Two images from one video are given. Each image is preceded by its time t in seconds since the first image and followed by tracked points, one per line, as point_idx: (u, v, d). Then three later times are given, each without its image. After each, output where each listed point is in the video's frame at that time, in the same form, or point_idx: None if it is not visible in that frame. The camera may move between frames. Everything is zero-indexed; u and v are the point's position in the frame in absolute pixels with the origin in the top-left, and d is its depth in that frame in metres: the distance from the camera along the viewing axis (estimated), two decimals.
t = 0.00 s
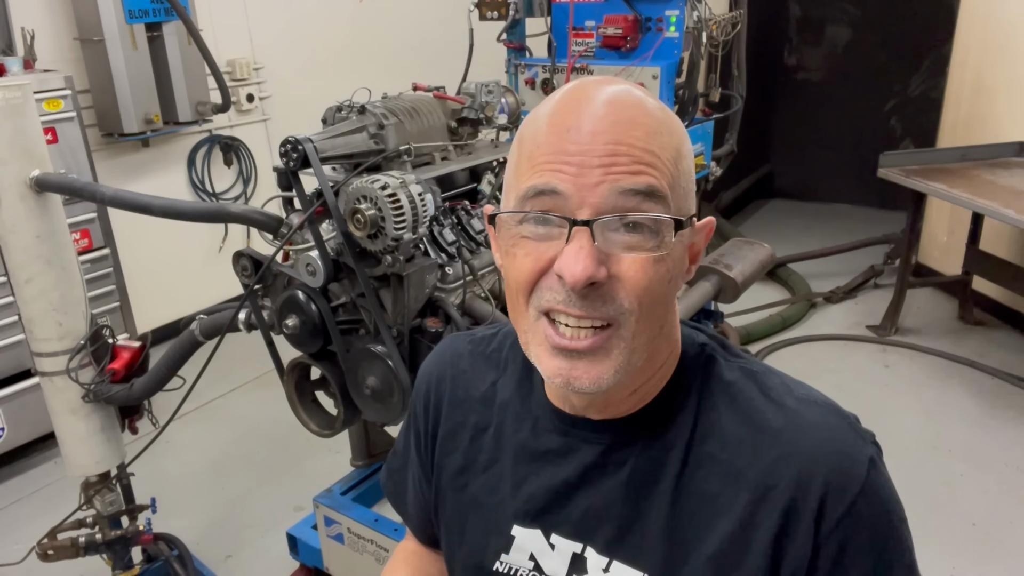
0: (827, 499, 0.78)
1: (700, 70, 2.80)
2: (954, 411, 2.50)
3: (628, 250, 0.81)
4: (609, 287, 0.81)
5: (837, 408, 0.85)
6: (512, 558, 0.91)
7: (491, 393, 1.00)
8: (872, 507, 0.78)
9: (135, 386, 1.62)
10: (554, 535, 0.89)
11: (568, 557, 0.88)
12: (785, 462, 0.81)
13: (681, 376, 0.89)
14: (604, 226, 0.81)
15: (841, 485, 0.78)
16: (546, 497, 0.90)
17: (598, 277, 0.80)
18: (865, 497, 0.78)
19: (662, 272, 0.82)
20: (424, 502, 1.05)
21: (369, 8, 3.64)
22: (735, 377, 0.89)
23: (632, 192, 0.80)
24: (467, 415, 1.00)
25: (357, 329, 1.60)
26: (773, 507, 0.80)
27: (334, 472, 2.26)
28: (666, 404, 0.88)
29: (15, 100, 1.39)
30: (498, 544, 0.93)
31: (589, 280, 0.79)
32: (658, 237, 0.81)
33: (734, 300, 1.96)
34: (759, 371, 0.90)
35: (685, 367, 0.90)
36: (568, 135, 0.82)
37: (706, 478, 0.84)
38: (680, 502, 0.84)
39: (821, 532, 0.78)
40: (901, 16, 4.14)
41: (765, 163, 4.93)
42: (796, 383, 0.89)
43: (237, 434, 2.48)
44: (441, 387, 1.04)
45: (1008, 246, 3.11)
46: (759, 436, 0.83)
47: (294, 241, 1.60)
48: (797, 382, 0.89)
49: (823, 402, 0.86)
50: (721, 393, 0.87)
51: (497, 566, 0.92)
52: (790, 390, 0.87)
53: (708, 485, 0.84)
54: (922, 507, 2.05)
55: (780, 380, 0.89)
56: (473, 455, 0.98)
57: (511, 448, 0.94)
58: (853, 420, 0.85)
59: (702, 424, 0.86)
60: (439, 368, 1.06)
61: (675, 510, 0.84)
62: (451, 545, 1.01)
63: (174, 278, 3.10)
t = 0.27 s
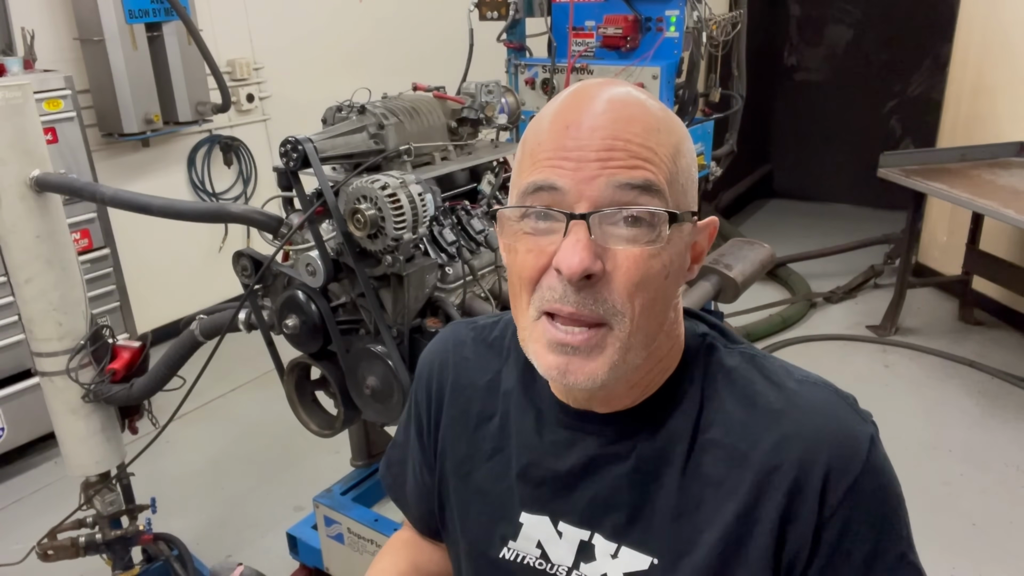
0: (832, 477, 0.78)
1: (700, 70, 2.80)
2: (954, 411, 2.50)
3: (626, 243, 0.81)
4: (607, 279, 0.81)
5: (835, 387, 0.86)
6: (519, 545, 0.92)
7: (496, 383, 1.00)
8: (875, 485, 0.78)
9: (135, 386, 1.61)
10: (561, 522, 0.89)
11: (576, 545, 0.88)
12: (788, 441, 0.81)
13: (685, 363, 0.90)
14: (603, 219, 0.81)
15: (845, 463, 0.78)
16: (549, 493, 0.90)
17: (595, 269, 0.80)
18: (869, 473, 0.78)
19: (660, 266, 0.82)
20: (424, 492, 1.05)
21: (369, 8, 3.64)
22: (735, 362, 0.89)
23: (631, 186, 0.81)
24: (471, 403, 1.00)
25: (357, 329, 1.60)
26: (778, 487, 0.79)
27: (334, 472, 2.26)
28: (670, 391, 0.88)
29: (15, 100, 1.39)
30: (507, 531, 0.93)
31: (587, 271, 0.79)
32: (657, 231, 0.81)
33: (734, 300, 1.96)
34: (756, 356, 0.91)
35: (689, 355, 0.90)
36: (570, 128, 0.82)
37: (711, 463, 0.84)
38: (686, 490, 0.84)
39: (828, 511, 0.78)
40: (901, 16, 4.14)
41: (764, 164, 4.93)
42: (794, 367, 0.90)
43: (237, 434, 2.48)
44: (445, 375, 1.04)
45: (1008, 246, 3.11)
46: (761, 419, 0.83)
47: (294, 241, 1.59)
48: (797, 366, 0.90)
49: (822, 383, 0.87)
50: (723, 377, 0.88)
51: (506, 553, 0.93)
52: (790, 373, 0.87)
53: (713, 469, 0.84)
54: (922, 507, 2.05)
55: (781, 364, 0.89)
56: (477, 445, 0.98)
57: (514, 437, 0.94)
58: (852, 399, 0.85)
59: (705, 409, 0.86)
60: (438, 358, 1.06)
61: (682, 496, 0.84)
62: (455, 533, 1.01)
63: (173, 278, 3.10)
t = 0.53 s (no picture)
0: (841, 463, 0.79)
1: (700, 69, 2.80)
2: (954, 411, 2.50)
3: (637, 230, 0.81)
4: (618, 266, 0.81)
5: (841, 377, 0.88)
6: (522, 534, 0.92)
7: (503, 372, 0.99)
8: (884, 471, 0.78)
9: (135, 386, 1.61)
10: (564, 513, 0.89)
11: (579, 535, 0.88)
12: (798, 427, 0.81)
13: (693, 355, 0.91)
14: (613, 206, 0.81)
15: (853, 448, 0.79)
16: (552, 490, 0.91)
17: (606, 255, 0.80)
18: (878, 457, 0.78)
19: (671, 252, 0.82)
20: (426, 481, 1.05)
21: (369, 8, 3.64)
22: (743, 353, 0.90)
23: (637, 175, 0.81)
24: (479, 390, 1.00)
25: (357, 329, 1.60)
26: (790, 473, 0.80)
27: (334, 472, 2.26)
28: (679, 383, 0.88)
29: (15, 100, 1.39)
30: (510, 519, 0.93)
31: (598, 257, 0.79)
32: (667, 217, 0.81)
33: (734, 300, 1.96)
34: (763, 347, 0.92)
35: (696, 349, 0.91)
36: (578, 118, 0.83)
37: (719, 451, 0.84)
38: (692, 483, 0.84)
39: (837, 497, 0.78)
40: (901, 16, 4.14)
41: (764, 164, 4.93)
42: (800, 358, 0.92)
43: (237, 434, 2.48)
44: (452, 363, 1.04)
45: (1008, 246, 3.11)
46: (770, 410, 0.84)
47: (294, 242, 1.59)
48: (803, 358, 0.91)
49: (828, 373, 0.88)
50: (732, 368, 0.89)
51: (507, 542, 0.93)
52: (798, 364, 0.89)
53: (722, 457, 0.84)
54: (922, 507, 2.05)
55: (788, 356, 0.90)
56: (483, 433, 0.98)
57: (522, 426, 0.95)
58: (857, 388, 0.87)
59: (713, 398, 0.87)
60: (445, 347, 1.06)
61: (692, 485, 0.84)
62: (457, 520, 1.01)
63: (173, 278, 3.10)
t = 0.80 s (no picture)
0: (860, 464, 0.79)
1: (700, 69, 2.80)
2: (955, 411, 2.50)
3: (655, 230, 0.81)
4: (635, 266, 0.81)
5: (859, 376, 0.88)
6: (534, 527, 0.92)
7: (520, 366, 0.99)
8: (901, 474, 0.78)
9: (135, 386, 1.61)
10: (577, 508, 0.90)
11: (592, 530, 0.88)
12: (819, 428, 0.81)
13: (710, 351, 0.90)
14: (631, 206, 0.81)
15: (873, 450, 0.79)
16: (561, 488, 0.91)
17: (624, 256, 0.80)
18: (896, 459, 0.79)
19: (689, 252, 0.82)
20: (436, 472, 1.05)
21: (370, 8, 3.64)
22: (762, 350, 0.90)
23: (655, 178, 0.80)
24: (491, 384, 1.00)
25: (357, 329, 1.60)
26: (810, 471, 0.80)
27: (334, 472, 2.26)
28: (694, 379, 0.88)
29: (15, 100, 1.39)
30: (523, 513, 0.93)
31: (616, 258, 0.79)
32: (685, 216, 0.81)
33: (734, 300, 1.96)
34: (780, 343, 0.92)
35: (712, 345, 0.91)
36: (597, 118, 0.82)
37: (737, 448, 0.84)
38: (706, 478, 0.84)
39: (854, 497, 0.78)
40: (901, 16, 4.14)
41: (764, 164, 4.93)
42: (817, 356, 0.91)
43: (237, 434, 2.48)
44: (466, 355, 1.04)
45: (1008, 246, 3.11)
46: (789, 408, 0.83)
47: (293, 242, 1.60)
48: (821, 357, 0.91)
49: (847, 373, 0.88)
50: (750, 365, 0.88)
51: (517, 534, 0.93)
52: (818, 363, 0.88)
53: (739, 455, 0.84)
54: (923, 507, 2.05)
55: (806, 355, 0.90)
56: (496, 426, 0.98)
57: (537, 421, 0.94)
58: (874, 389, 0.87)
59: (733, 396, 0.86)
60: (459, 340, 1.06)
61: (710, 481, 0.84)
62: (468, 515, 1.01)
63: (173, 278, 3.10)
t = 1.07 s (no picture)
0: (876, 470, 0.78)
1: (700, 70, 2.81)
2: (955, 411, 2.50)
3: (664, 232, 0.80)
4: (645, 268, 0.80)
5: (874, 380, 0.87)
6: (545, 528, 0.92)
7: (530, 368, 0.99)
8: (916, 479, 0.78)
9: (134, 386, 1.61)
10: (588, 509, 0.90)
11: (603, 531, 0.89)
12: (835, 433, 0.81)
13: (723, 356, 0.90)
14: (640, 208, 0.80)
15: (889, 455, 0.79)
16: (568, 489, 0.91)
17: (632, 258, 0.79)
18: (912, 465, 0.78)
19: (699, 254, 0.82)
20: (445, 473, 1.05)
21: (370, 9, 3.64)
22: (776, 355, 0.89)
23: (664, 181, 0.80)
24: (501, 384, 1.00)
25: (357, 329, 1.60)
26: (825, 477, 0.80)
27: (335, 472, 2.26)
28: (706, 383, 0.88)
29: (15, 100, 1.39)
30: (533, 513, 0.94)
31: (625, 261, 0.79)
32: (695, 218, 0.81)
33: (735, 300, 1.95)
34: (795, 347, 0.92)
35: (723, 351, 0.90)
36: (605, 120, 0.82)
37: (750, 451, 0.84)
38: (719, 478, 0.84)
39: (869, 502, 0.78)
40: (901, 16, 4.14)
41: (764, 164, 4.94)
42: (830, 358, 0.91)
43: (237, 434, 2.48)
44: (476, 354, 1.04)
45: (1008, 246, 3.11)
46: (802, 415, 0.83)
47: (294, 242, 1.60)
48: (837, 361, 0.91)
49: (864, 379, 0.87)
50: (763, 371, 0.88)
51: (528, 535, 0.93)
52: (834, 368, 0.88)
53: (752, 458, 0.84)
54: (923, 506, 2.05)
55: (822, 359, 0.90)
56: (506, 427, 0.98)
57: (547, 422, 0.94)
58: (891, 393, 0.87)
59: (747, 399, 0.86)
60: (469, 341, 1.06)
61: (722, 486, 0.84)
62: (477, 516, 1.01)
63: (173, 278, 3.10)
